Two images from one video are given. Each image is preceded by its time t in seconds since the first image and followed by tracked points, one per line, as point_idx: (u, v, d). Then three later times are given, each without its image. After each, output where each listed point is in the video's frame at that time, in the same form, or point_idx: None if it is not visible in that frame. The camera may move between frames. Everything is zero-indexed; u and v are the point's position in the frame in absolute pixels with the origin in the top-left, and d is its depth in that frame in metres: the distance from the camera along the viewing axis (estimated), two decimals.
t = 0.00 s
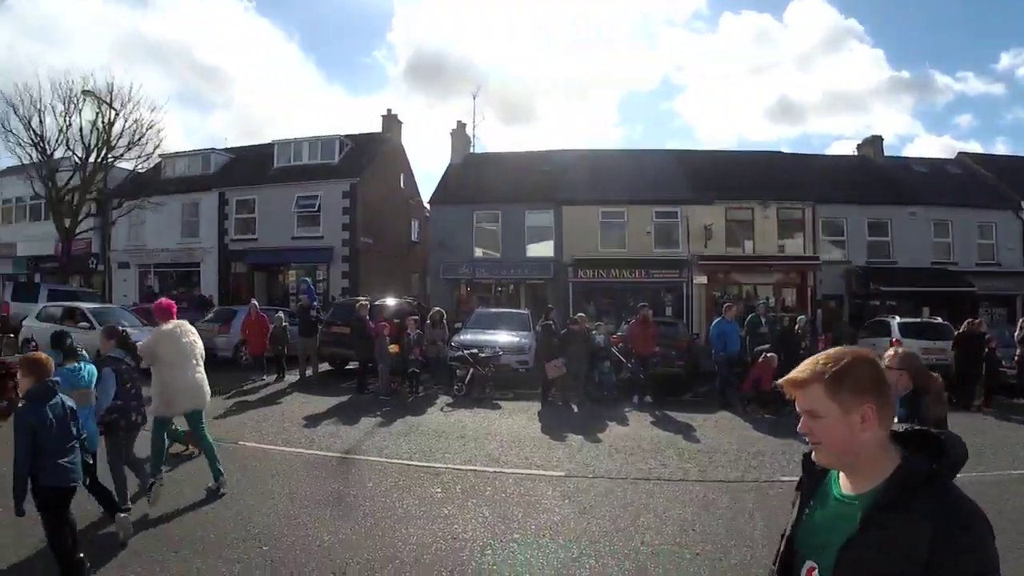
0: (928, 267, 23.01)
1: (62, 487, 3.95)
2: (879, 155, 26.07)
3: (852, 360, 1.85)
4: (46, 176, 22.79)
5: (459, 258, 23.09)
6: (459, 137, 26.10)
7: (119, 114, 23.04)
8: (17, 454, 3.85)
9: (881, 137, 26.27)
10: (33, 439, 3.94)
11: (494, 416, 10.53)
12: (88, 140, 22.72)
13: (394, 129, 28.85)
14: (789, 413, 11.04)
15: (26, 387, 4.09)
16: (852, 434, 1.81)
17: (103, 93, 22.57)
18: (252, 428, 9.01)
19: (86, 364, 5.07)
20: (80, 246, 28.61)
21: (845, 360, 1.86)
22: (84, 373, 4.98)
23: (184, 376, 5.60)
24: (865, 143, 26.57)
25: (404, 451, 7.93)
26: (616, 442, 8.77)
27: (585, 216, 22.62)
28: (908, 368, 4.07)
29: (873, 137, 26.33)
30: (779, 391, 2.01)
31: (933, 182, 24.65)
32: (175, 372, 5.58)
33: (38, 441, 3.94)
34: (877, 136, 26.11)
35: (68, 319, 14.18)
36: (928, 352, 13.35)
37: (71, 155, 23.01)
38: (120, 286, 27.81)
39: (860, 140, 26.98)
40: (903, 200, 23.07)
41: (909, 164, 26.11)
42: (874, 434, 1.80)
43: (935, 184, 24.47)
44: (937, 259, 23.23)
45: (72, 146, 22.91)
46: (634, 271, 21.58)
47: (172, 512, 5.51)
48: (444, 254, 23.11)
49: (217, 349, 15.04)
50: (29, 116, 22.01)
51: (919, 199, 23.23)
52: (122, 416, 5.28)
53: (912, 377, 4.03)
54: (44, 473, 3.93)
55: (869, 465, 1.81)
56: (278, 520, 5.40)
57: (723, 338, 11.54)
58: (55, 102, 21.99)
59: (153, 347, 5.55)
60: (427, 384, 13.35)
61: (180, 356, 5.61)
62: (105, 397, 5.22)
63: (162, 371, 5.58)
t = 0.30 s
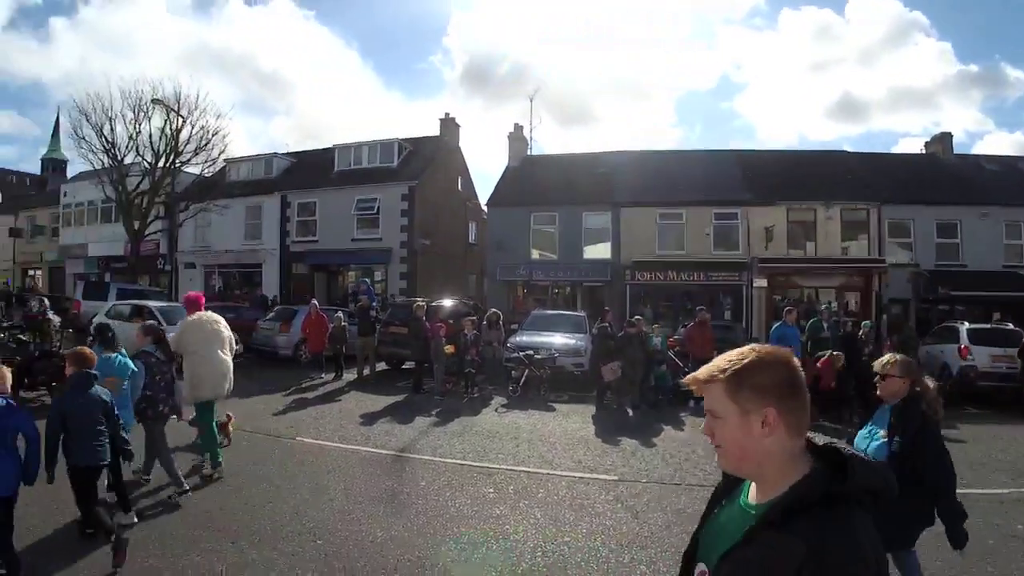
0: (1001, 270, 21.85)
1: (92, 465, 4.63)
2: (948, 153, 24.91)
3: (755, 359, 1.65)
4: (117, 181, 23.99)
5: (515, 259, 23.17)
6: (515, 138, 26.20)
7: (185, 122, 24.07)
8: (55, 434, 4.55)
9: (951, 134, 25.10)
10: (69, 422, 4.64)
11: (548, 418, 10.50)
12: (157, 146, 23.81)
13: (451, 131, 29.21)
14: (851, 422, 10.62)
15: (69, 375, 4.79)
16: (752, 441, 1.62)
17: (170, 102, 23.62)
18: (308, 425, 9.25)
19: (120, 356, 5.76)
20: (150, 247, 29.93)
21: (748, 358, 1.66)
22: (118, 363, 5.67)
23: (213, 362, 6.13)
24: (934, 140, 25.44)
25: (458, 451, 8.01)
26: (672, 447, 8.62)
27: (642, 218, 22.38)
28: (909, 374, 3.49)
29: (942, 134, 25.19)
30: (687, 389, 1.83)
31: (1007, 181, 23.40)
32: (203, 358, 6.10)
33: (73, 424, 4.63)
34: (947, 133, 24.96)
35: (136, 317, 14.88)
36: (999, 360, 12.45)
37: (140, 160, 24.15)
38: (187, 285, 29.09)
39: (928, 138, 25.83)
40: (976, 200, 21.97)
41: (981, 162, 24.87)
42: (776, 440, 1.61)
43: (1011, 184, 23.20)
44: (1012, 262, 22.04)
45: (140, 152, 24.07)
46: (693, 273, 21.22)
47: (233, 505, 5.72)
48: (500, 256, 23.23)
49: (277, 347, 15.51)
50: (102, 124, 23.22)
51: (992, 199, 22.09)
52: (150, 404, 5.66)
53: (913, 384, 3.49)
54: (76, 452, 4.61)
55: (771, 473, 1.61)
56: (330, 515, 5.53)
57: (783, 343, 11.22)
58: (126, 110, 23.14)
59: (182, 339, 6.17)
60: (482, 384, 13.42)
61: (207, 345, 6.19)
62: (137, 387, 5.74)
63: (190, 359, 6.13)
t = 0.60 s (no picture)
0: (1020, 270, 21.54)
1: (86, 444, 4.98)
2: (965, 151, 24.59)
3: (596, 356, 1.67)
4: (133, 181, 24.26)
5: (529, 259, 23.16)
6: (528, 138, 26.20)
7: (201, 122, 24.30)
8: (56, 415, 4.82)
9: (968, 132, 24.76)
10: (67, 406, 4.90)
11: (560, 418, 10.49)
12: (173, 147, 24.03)
13: (465, 131, 29.26)
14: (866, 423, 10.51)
15: (58, 362, 5.04)
16: (594, 435, 1.64)
17: (186, 102, 23.86)
18: (321, 424, 9.30)
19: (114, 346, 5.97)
20: (165, 246, 30.21)
21: (595, 356, 1.69)
22: (112, 352, 5.87)
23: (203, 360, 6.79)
24: (950, 139, 25.11)
25: (473, 451, 8.02)
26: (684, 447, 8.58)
27: (656, 218, 22.30)
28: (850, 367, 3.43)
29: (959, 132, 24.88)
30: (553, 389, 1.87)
31: None
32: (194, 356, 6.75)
33: (70, 407, 4.91)
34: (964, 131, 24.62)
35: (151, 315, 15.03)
36: (1017, 363, 12.23)
37: (156, 160, 24.41)
38: (202, 284, 29.35)
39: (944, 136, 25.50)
40: (994, 199, 21.67)
41: (999, 160, 24.55)
42: (615, 434, 1.61)
43: None
44: None
45: (156, 152, 24.33)
46: (707, 273, 21.12)
47: (248, 502, 5.79)
48: (514, 255, 23.24)
49: (292, 346, 15.61)
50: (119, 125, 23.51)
51: (1010, 199, 21.78)
52: (135, 392, 6.19)
53: (853, 379, 3.48)
54: (72, 431, 4.94)
55: (611, 465, 1.62)
56: (341, 513, 5.56)
57: (797, 343, 11.15)
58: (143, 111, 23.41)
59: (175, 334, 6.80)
60: (495, 383, 13.42)
61: (199, 343, 6.83)
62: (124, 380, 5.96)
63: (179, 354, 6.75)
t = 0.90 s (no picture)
0: None
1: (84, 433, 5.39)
2: (1000, 150, 23.94)
3: (470, 338, 1.79)
4: (165, 185, 24.78)
5: (556, 261, 23.12)
6: (555, 140, 26.18)
7: (231, 127, 24.74)
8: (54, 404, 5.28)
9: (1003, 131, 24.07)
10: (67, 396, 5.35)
11: (587, 421, 10.45)
12: (204, 150, 24.50)
13: (492, 134, 29.37)
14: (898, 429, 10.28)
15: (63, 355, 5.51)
16: (464, 410, 1.76)
17: (216, 107, 24.31)
18: (349, 424, 9.40)
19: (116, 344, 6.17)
20: (197, 249, 30.79)
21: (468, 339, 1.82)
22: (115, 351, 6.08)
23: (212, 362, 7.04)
24: (984, 138, 24.43)
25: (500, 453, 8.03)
26: (711, 452, 8.48)
27: (684, 219, 22.11)
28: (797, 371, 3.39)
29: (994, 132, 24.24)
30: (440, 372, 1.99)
31: None
32: (204, 358, 6.98)
33: (69, 398, 5.35)
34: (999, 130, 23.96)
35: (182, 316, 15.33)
36: None
37: (188, 165, 24.91)
38: (233, 287, 29.85)
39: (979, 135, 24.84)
40: None
41: None
42: (482, 409, 1.73)
43: None
44: None
45: (188, 156, 24.83)
46: (736, 275, 20.89)
47: (277, 501, 5.87)
48: (542, 257, 23.21)
49: (321, 347, 15.80)
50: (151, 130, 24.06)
51: None
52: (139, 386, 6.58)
53: (800, 382, 3.44)
54: (72, 420, 5.36)
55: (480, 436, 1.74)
56: (369, 513, 5.61)
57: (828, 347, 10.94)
58: (174, 116, 23.91)
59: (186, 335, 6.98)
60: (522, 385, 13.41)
61: (206, 345, 7.04)
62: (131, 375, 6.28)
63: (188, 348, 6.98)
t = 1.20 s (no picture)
0: None
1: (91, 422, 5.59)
2: None
3: (369, 333, 1.90)
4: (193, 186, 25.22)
5: (582, 260, 23.04)
6: (580, 139, 26.11)
7: (257, 129, 25.09)
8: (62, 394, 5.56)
9: None
10: (75, 386, 5.63)
11: (613, 421, 10.41)
12: (231, 152, 24.89)
13: (516, 133, 29.41)
14: (928, 431, 10.06)
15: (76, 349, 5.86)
16: (362, 399, 1.87)
17: (242, 109, 24.67)
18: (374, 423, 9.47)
19: (124, 338, 6.68)
20: (225, 248, 31.28)
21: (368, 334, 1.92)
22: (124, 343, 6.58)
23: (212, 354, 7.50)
24: (1018, 133, 23.83)
25: (524, 452, 8.03)
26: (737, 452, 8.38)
27: (710, 218, 21.88)
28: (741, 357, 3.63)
29: None
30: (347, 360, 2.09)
31: None
32: (203, 349, 7.44)
33: (77, 389, 5.61)
34: None
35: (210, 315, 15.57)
36: None
37: (215, 166, 25.32)
38: (261, 286, 30.27)
39: (1013, 130, 24.22)
40: None
41: None
42: (379, 397, 1.85)
43: None
44: None
45: (215, 158, 25.24)
46: (763, 274, 20.63)
47: (304, 498, 5.94)
48: (568, 256, 23.16)
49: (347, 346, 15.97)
50: (179, 132, 24.55)
51: None
52: (148, 379, 6.85)
53: (742, 367, 3.66)
54: (79, 410, 5.58)
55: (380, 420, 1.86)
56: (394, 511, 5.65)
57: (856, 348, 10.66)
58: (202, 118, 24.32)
59: (186, 328, 7.48)
60: (548, 385, 13.39)
61: (209, 338, 7.55)
62: (142, 368, 6.62)
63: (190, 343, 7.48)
